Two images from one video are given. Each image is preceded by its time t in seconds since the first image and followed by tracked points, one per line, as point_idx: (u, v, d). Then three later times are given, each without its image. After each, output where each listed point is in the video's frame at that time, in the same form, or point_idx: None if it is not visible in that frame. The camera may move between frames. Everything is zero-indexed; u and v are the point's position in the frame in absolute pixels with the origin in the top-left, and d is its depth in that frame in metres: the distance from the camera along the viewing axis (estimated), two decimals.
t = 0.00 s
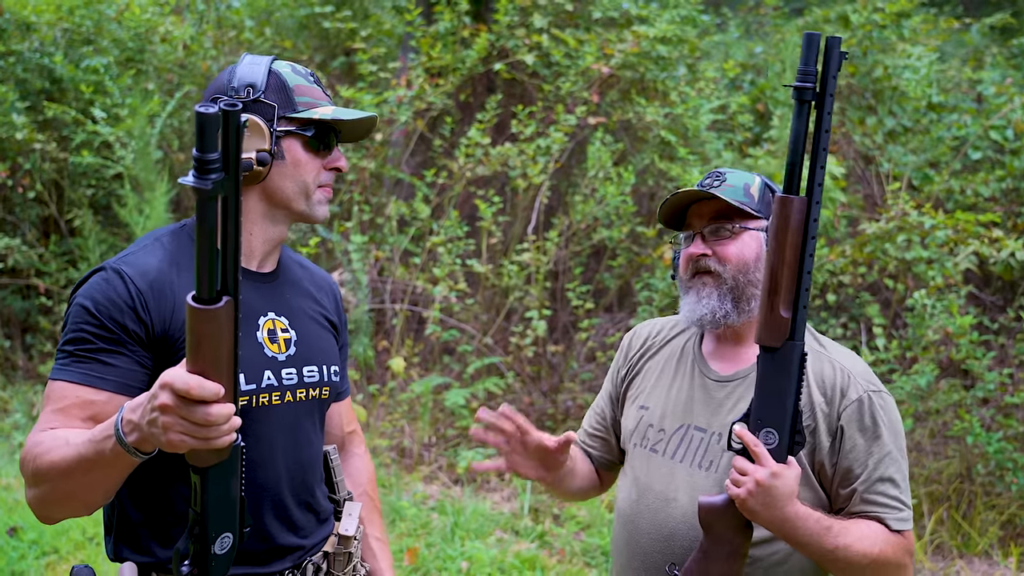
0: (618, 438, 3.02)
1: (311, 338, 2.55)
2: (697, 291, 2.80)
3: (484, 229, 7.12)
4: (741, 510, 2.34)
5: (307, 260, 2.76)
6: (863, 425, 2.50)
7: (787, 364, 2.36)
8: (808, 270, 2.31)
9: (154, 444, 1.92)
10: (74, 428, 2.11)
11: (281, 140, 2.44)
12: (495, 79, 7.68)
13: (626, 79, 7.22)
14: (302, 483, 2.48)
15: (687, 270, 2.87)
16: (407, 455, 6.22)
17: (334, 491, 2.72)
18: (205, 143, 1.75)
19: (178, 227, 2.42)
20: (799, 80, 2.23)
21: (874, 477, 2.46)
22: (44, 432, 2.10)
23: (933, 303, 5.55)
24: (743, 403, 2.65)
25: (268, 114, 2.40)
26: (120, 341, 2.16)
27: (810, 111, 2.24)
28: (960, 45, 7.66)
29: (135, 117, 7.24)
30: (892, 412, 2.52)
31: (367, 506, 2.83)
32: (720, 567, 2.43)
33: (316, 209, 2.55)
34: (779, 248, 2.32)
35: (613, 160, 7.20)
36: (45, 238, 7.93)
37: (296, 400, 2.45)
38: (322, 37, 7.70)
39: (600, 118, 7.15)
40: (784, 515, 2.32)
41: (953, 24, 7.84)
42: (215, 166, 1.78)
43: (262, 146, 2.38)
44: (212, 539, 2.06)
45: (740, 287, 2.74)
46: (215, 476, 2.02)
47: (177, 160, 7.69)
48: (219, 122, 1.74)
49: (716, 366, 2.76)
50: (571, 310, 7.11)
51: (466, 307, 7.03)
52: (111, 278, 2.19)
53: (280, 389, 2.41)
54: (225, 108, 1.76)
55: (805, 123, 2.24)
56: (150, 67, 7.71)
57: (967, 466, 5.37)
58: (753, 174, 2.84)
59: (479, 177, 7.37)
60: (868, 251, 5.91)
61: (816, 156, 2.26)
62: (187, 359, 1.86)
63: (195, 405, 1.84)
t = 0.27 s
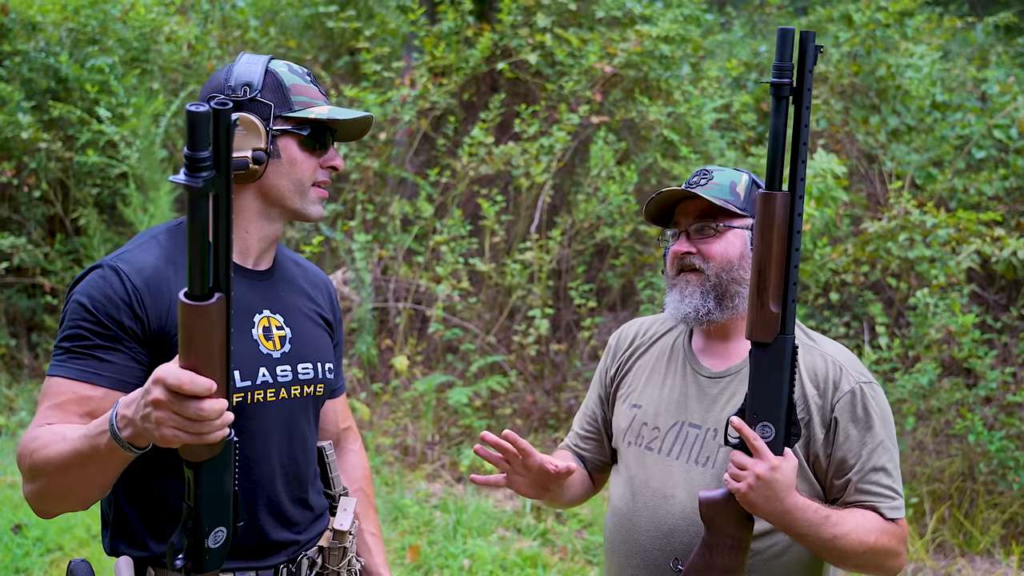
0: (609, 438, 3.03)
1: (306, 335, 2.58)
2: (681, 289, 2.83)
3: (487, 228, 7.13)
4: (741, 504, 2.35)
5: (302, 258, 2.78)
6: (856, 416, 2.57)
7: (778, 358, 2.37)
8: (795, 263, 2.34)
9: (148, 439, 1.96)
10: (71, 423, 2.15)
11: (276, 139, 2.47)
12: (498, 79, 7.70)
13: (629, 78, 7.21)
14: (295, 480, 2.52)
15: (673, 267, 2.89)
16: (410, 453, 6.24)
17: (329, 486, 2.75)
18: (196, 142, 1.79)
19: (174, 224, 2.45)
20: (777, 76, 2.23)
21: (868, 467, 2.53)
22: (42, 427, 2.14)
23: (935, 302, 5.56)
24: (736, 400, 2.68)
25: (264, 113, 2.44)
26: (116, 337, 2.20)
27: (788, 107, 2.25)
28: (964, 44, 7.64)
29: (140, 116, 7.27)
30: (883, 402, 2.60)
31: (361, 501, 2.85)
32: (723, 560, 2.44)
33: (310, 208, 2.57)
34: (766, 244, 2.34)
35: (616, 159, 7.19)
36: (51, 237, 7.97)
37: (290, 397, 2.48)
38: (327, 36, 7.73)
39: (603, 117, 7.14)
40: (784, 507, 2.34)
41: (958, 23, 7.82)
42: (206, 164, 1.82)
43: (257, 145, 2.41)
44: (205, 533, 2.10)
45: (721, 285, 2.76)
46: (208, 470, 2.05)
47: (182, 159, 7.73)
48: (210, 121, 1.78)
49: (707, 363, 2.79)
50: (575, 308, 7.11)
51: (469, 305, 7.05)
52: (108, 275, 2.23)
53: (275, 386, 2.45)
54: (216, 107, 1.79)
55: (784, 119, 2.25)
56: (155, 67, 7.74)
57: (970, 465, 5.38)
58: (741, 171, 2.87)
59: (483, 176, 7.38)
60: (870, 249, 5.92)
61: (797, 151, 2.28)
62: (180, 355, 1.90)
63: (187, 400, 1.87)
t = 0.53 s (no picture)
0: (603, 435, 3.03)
1: (299, 332, 2.59)
2: (673, 286, 2.83)
3: (489, 227, 7.13)
4: (739, 505, 2.35)
5: (297, 255, 2.79)
6: (851, 416, 2.57)
7: (775, 360, 2.37)
8: (791, 265, 2.33)
9: (141, 435, 1.97)
10: (64, 420, 2.16)
11: (271, 136, 2.48)
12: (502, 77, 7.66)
13: (632, 77, 7.20)
14: (288, 476, 2.53)
15: (667, 263, 2.90)
16: (412, 451, 6.24)
17: (323, 483, 2.77)
18: (188, 139, 1.79)
19: (168, 221, 2.46)
20: (771, 78, 2.23)
21: (863, 466, 2.53)
22: (36, 423, 2.15)
23: (938, 301, 5.55)
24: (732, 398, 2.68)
25: (258, 110, 2.46)
26: (110, 334, 2.21)
27: (783, 109, 2.25)
28: (969, 42, 7.61)
29: (143, 115, 7.28)
30: (877, 401, 2.60)
31: (355, 498, 2.87)
32: (719, 559, 2.44)
33: (304, 205, 2.58)
34: (761, 248, 2.33)
35: (619, 158, 7.17)
36: (55, 236, 7.99)
37: (282, 394, 2.49)
38: (330, 35, 7.74)
39: (606, 116, 7.14)
40: (781, 507, 2.35)
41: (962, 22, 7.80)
42: (198, 161, 1.82)
43: (251, 142, 2.43)
44: (197, 529, 2.11)
45: (713, 284, 2.76)
46: (201, 467, 2.06)
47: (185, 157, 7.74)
48: (202, 118, 1.78)
49: (702, 360, 2.79)
50: (577, 308, 7.11)
51: (472, 304, 6.99)
52: (102, 272, 2.24)
53: (268, 383, 2.46)
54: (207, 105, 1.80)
55: (779, 121, 2.25)
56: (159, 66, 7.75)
57: (972, 464, 5.41)
58: (737, 169, 2.86)
59: (486, 175, 7.38)
60: (873, 248, 5.93)
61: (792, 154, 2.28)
62: (172, 351, 1.90)
63: (180, 397, 1.89)
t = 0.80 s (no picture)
0: (609, 436, 3.03)
1: (305, 335, 2.59)
2: (683, 293, 2.82)
3: (494, 227, 7.13)
4: (750, 508, 2.35)
5: (302, 256, 2.79)
6: (860, 418, 2.56)
7: (788, 363, 2.36)
8: (806, 269, 2.32)
9: (147, 439, 1.97)
10: (71, 422, 2.16)
11: (277, 139, 2.48)
12: (507, 77, 7.68)
13: (637, 77, 7.19)
14: (294, 478, 2.53)
15: (676, 268, 2.88)
16: (416, 452, 6.24)
17: (329, 485, 2.77)
18: (198, 145, 1.79)
19: (175, 223, 2.46)
20: (789, 80, 2.22)
21: (872, 469, 2.53)
22: (42, 426, 2.15)
23: (944, 302, 5.54)
24: (740, 400, 2.68)
25: (264, 112, 2.45)
26: (116, 337, 2.21)
27: (801, 112, 2.24)
28: (975, 43, 7.59)
29: (148, 115, 7.29)
30: (886, 404, 2.60)
31: (360, 499, 2.87)
32: (729, 562, 2.44)
33: (310, 207, 2.58)
34: (777, 250, 2.31)
35: (624, 158, 7.16)
36: (60, 236, 8.00)
37: (288, 397, 2.49)
38: (335, 36, 7.74)
39: (611, 117, 7.14)
40: (792, 511, 2.34)
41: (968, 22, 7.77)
42: (208, 166, 1.82)
43: (257, 145, 2.42)
44: (203, 533, 2.11)
45: (723, 288, 2.75)
46: (208, 471, 2.06)
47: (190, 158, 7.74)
48: (212, 124, 1.78)
49: (710, 363, 2.79)
50: (582, 308, 7.10)
51: (477, 305, 7.00)
52: (108, 274, 2.24)
53: (273, 386, 2.46)
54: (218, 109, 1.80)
55: (796, 124, 2.24)
56: (164, 66, 7.76)
57: (978, 465, 5.40)
58: (742, 172, 2.85)
59: (490, 175, 7.37)
60: (878, 248, 5.92)
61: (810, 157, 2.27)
62: (180, 355, 1.90)
63: (187, 401, 1.89)
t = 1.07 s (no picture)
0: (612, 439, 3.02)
1: (308, 336, 2.59)
2: (688, 295, 2.82)
3: (496, 228, 7.12)
4: (756, 510, 2.36)
5: (305, 258, 2.78)
6: (865, 421, 2.56)
7: (795, 363, 2.37)
8: (813, 269, 2.32)
9: (149, 442, 1.96)
10: (73, 425, 2.16)
11: (280, 140, 2.48)
12: (509, 78, 7.68)
13: (639, 78, 7.18)
14: (299, 479, 2.53)
15: (681, 271, 2.89)
16: (418, 453, 6.23)
17: (332, 487, 2.76)
18: (199, 147, 1.78)
19: (177, 225, 2.46)
20: (798, 81, 2.19)
21: (876, 472, 2.52)
22: (44, 428, 2.15)
23: (946, 303, 5.53)
24: (745, 402, 2.68)
25: (268, 114, 2.45)
26: (118, 339, 2.21)
27: (809, 113, 2.22)
28: (977, 43, 7.57)
29: (150, 116, 7.29)
30: (891, 407, 2.59)
31: (364, 501, 2.86)
32: (734, 564, 2.43)
33: (313, 208, 2.58)
34: (784, 250, 2.31)
35: (626, 159, 7.16)
36: (62, 237, 8.01)
37: (291, 398, 2.49)
38: (337, 36, 7.74)
39: (613, 117, 7.14)
40: (797, 513, 2.34)
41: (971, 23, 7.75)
42: (209, 169, 1.81)
43: (261, 146, 2.42)
44: (206, 535, 2.11)
45: (727, 291, 2.75)
46: (211, 474, 2.06)
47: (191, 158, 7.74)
48: (213, 126, 1.78)
49: (714, 365, 2.78)
50: (584, 309, 7.09)
51: (479, 306, 7.01)
52: (110, 276, 2.24)
53: (276, 388, 2.46)
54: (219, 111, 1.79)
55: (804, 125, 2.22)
56: (166, 67, 7.76)
57: (981, 466, 5.38)
58: (746, 173, 2.84)
59: (492, 176, 7.37)
60: (881, 250, 5.90)
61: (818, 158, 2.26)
62: (181, 358, 1.90)
63: (189, 404, 1.88)
